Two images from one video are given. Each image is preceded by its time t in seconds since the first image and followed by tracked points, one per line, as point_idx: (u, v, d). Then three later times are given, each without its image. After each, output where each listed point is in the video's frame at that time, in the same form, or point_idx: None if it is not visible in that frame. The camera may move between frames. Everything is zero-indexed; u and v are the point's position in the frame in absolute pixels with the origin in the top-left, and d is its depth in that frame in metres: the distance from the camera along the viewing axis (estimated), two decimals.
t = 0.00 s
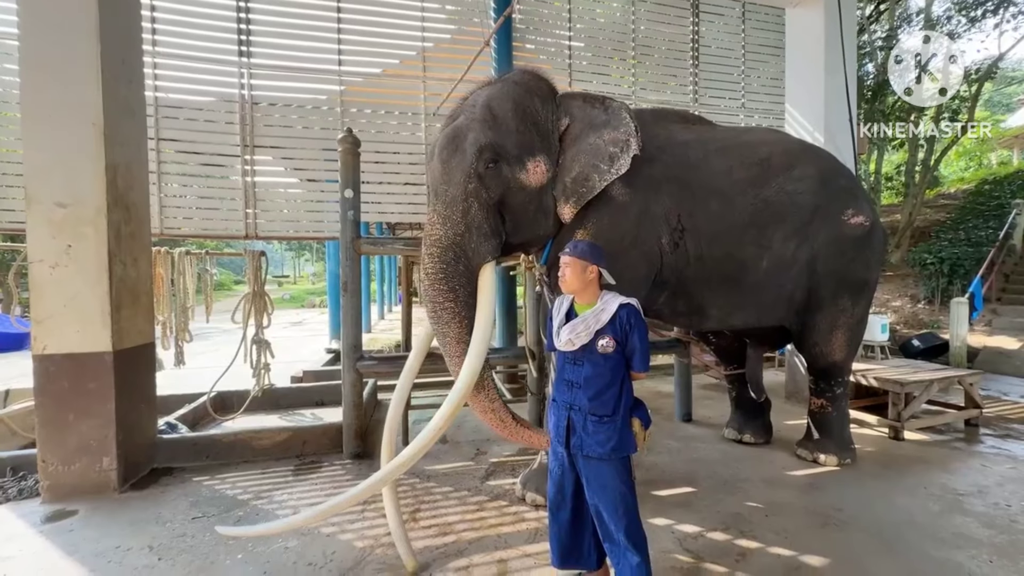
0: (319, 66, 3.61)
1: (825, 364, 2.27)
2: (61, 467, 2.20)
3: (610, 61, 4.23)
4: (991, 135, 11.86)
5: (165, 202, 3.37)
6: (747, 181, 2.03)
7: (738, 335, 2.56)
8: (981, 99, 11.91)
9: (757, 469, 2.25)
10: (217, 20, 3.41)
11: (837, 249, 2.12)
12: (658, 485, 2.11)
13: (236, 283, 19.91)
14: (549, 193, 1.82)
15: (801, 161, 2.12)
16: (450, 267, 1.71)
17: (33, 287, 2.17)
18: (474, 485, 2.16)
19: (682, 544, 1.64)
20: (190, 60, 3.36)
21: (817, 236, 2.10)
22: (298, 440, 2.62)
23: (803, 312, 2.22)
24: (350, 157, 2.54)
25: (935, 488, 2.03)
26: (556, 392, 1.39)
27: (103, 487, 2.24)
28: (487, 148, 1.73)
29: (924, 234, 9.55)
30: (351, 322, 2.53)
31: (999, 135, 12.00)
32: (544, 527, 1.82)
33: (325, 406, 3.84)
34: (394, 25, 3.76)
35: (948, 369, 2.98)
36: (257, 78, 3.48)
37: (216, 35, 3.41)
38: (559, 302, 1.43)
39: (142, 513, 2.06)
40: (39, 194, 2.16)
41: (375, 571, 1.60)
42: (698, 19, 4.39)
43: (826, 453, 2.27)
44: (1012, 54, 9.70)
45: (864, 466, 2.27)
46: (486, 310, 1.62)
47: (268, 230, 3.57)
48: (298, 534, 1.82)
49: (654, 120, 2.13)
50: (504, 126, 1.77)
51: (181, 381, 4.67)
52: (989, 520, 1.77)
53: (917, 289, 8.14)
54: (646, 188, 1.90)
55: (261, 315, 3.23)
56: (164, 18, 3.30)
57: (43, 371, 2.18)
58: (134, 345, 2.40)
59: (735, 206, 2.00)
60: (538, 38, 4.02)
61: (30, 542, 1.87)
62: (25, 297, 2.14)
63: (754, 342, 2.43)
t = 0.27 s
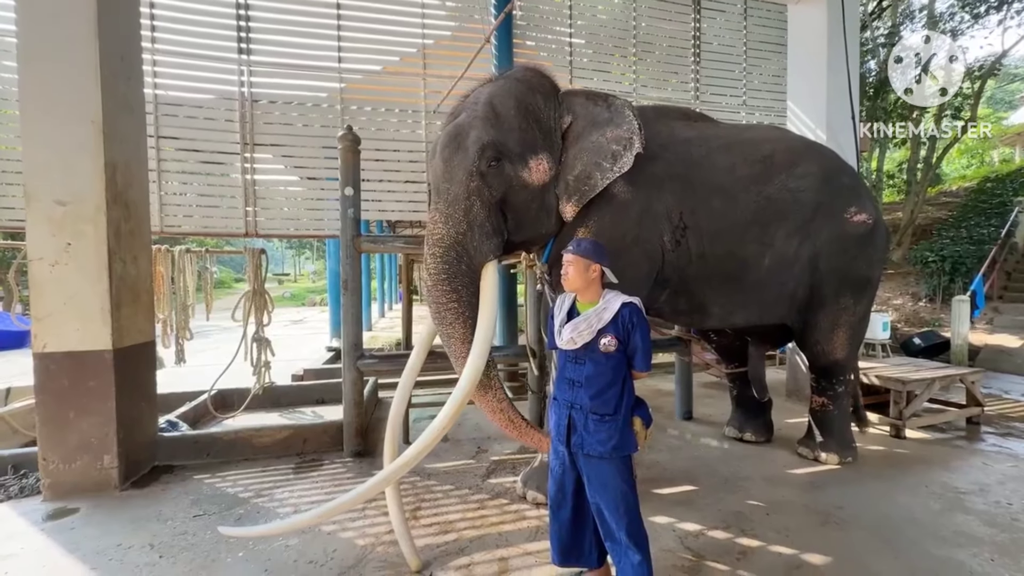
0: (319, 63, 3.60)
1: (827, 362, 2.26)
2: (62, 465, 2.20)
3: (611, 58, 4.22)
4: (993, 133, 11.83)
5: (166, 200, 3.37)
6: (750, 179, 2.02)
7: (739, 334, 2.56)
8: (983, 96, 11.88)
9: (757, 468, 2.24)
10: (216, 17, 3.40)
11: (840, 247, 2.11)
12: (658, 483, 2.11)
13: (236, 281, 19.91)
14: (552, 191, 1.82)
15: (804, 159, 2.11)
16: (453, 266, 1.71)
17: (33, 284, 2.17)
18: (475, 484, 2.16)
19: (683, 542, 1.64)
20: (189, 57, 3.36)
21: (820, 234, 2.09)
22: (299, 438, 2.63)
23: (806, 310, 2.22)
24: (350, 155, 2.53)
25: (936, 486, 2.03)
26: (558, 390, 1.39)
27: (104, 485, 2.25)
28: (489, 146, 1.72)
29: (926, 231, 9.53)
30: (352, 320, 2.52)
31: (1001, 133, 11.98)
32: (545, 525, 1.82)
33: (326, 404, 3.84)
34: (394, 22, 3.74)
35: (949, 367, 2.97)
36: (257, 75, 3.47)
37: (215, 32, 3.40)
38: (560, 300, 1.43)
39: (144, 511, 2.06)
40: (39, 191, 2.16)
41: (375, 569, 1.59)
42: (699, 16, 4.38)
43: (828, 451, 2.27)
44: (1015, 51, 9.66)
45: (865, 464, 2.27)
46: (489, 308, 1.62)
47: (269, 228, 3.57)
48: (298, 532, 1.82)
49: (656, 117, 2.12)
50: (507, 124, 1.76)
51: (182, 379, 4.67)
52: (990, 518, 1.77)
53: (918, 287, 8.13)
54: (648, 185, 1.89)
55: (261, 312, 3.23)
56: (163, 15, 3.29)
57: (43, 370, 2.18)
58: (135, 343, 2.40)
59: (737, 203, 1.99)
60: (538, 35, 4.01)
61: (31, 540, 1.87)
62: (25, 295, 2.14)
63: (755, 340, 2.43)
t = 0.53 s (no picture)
0: (318, 61, 3.59)
1: (828, 361, 2.26)
2: (61, 465, 2.20)
3: (611, 57, 4.21)
4: (993, 132, 11.81)
5: (165, 199, 3.37)
6: (751, 177, 2.01)
7: (740, 332, 2.55)
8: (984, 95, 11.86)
9: (758, 467, 2.24)
10: (215, 15, 3.39)
11: (842, 246, 2.10)
12: (659, 482, 2.10)
13: (237, 281, 19.91)
14: (553, 190, 1.81)
15: (806, 157, 2.10)
16: (454, 266, 1.71)
17: (32, 283, 2.17)
18: (475, 483, 2.16)
19: (684, 542, 1.64)
20: (189, 56, 3.35)
21: (821, 232, 2.09)
22: (299, 437, 2.62)
23: (807, 309, 2.21)
24: (350, 153, 2.53)
25: (937, 485, 2.02)
26: (558, 390, 1.38)
27: (104, 484, 2.24)
28: (491, 145, 1.71)
29: (926, 230, 9.53)
30: (352, 320, 2.52)
31: (1001, 132, 11.97)
32: (545, 525, 1.81)
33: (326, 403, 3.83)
34: (394, 20, 3.73)
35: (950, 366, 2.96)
36: (256, 73, 3.46)
37: (214, 30, 3.39)
38: (560, 299, 1.42)
39: (143, 511, 2.06)
40: (36, 190, 2.15)
41: (375, 569, 1.59)
42: (700, 14, 4.37)
43: (828, 451, 2.26)
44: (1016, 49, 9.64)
45: (866, 463, 2.27)
46: (490, 309, 1.61)
47: (268, 227, 3.57)
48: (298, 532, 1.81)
49: (657, 115, 2.12)
50: (508, 122, 1.75)
51: (182, 378, 4.67)
52: (991, 518, 1.76)
53: (918, 286, 8.12)
54: (649, 184, 1.88)
55: (261, 312, 3.22)
56: (161, 13, 3.27)
57: (42, 369, 2.18)
58: (134, 342, 2.39)
59: (739, 201, 1.99)
60: (538, 33, 4.00)
61: (30, 539, 1.87)
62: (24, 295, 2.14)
63: (756, 339, 2.42)
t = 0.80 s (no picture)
0: (318, 60, 3.58)
1: (829, 360, 2.24)
2: (59, 464, 2.19)
3: (611, 55, 4.20)
4: (994, 131, 11.79)
5: (164, 198, 3.36)
6: (754, 175, 2.00)
7: (741, 332, 2.54)
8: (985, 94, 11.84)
9: (759, 466, 2.23)
10: (214, 13, 3.38)
11: (844, 245, 2.09)
12: (660, 482, 2.09)
13: (237, 280, 19.90)
14: (554, 189, 1.80)
15: (808, 155, 2.09)
16: (454, 264, 1.70)
17: (30, 282, 2.16)
18: (474, 483, 2.15)
19: (684, 542, 1.63)
20: (187, 54, 3.34)
21: (824, 231, 2.07)
22: (298, 437, 2.61)
23: (809, 308, 2.20)
24: (349, 152, 2.51)
25: (939, 485, 2.01)
26: (558, 389, 1.37)
27: (102, 484, 2.23)
28: (491, 143, 1.70)
29: (927, 230, 9.51)
30: (351, 319, 2.51)
31: (1002, 131, 11.95)
32: (545, 525, 1.80)
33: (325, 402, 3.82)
34: (394, 18, 3.72)
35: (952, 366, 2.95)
36: (256, 72, 3.45)
37: (213, 28, 3.38)
38: (560, 298, 1.41)
39: (142, 510, 2.05)
40: (34, 189, 2.14)
41: (374, 569, 1.58)
42: (701, 12, 4.35)
43: (830, 450, 2.25)
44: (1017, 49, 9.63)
45: (868, 463, 2.26)
46: (489, 308, 1.60)
47: (268, 226, 3.56)
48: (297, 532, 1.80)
49: (658, 113, 2.10)
50: (509, 120, 1.74)
51: (181, 377, 4.66)
52: (993, 518, 1.75)
53: (919, 286, 8.11)
54: (650, 182, 1.87)
55: (260, 311, 3.21)
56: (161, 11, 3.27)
57: (40, 368, 2.17)
58: (133, 341, 2.38)
59: (740, 200, 1.98)
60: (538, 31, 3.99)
61: (28, 539, 1.86)
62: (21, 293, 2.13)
63: (757, 338, 2.41)
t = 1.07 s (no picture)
0: (317, 59, 3.56)
1: (831, 361, 2.24)
2: (57, 465, 2.18)
3: (612, 55, 4.19)
4: (994, 131, 11.79)
5: (163, 198, 3.35)
6: (755, 174, 1.99)
7: (743, 332, 2.54)
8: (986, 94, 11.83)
9: (760, 467, 2.22)
10: (213, 13, 3.37)
11: (846, 244, 2.08)
12: (661, 483, 2.08)
13: (237, 280, 19.88)
14: (555, 188, 1.79)
15: (810, 154, 2.08)
16: (454, 264, 1.69)
17: (28, 281, 2.15)
18: (474, 484, 2.14)
19: (686, 544, 1.62)
20: (186, 53, 3.33)
21: (826, 231, 2.07)
22: (298, 437, 2.60)
23: (810, 308, 2.19)
24: (348, 151, 2.51)
25: (941, 486, 2.00)
26: (558, 390, 1.36)
27: (100, 485, 2.22)
28: (492, 142, 1.69)
29: (928, 230, 9.51)
30: (350, 319, 2.50)
31: (1002, 131, 11.95)
32: (545, 526, 1.79)
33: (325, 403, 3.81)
34: (393, 18, 3.71)
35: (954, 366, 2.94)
36: (255, 71, 3.44)
37: (212, 28, 3.37)
38: (560, 298, 1.40)
39: (140, 512, 2.04)
40: (31, 188, 2.13)
41: (373, 571, 1.57)
42: (701, 12, 4.34)
43: (831, 451, 2.24)
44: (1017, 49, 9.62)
45: (869, 464, 2.25)
46: (490, 311, 1.59)
47: (267, 226, 3.55)
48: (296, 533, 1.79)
49: (659, 112, 2.10)
50: (510, 119, 1.73)
51: (181, 378, 4.64)
52: (996, 519, 1.74)
53: (919, 286, 8.10)
54: (651, 181, 1.86)
55: (260, 311, 3.20)
56: (160, 10, 3.26)
57: (38, 368, 2.16)
58: (131, 342, 2.37)
59: (742, 199, 1.97)
60: (538, 30, 3.97)
61: (25, 541, 1.84)
62: (19, 292, 2.12)
63: (758, 338, 2.40)
